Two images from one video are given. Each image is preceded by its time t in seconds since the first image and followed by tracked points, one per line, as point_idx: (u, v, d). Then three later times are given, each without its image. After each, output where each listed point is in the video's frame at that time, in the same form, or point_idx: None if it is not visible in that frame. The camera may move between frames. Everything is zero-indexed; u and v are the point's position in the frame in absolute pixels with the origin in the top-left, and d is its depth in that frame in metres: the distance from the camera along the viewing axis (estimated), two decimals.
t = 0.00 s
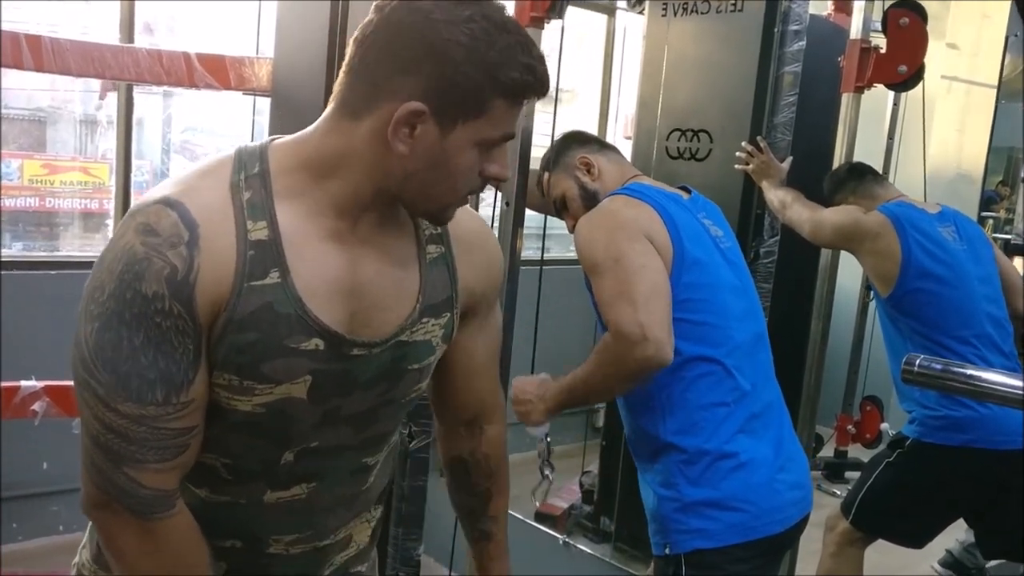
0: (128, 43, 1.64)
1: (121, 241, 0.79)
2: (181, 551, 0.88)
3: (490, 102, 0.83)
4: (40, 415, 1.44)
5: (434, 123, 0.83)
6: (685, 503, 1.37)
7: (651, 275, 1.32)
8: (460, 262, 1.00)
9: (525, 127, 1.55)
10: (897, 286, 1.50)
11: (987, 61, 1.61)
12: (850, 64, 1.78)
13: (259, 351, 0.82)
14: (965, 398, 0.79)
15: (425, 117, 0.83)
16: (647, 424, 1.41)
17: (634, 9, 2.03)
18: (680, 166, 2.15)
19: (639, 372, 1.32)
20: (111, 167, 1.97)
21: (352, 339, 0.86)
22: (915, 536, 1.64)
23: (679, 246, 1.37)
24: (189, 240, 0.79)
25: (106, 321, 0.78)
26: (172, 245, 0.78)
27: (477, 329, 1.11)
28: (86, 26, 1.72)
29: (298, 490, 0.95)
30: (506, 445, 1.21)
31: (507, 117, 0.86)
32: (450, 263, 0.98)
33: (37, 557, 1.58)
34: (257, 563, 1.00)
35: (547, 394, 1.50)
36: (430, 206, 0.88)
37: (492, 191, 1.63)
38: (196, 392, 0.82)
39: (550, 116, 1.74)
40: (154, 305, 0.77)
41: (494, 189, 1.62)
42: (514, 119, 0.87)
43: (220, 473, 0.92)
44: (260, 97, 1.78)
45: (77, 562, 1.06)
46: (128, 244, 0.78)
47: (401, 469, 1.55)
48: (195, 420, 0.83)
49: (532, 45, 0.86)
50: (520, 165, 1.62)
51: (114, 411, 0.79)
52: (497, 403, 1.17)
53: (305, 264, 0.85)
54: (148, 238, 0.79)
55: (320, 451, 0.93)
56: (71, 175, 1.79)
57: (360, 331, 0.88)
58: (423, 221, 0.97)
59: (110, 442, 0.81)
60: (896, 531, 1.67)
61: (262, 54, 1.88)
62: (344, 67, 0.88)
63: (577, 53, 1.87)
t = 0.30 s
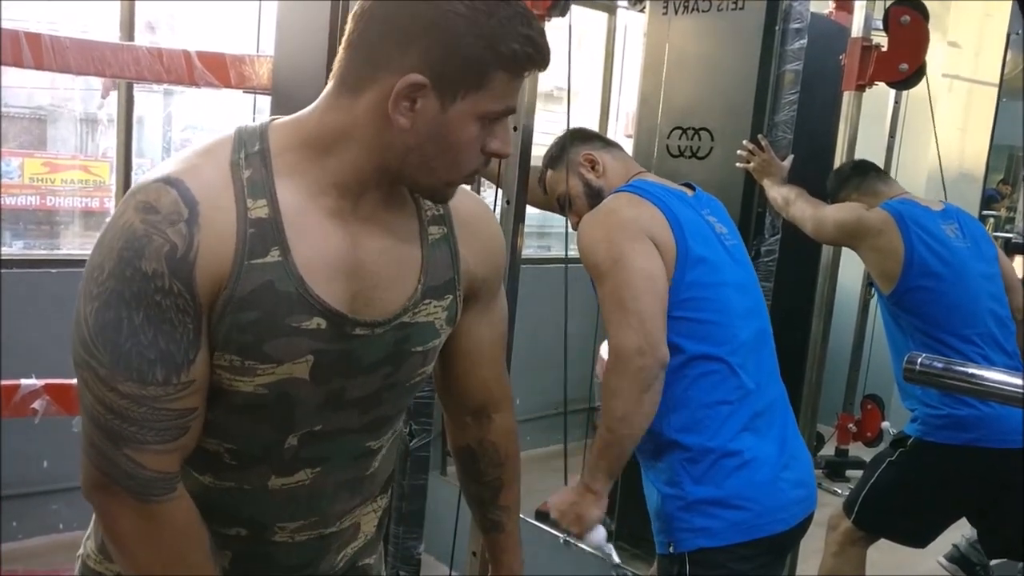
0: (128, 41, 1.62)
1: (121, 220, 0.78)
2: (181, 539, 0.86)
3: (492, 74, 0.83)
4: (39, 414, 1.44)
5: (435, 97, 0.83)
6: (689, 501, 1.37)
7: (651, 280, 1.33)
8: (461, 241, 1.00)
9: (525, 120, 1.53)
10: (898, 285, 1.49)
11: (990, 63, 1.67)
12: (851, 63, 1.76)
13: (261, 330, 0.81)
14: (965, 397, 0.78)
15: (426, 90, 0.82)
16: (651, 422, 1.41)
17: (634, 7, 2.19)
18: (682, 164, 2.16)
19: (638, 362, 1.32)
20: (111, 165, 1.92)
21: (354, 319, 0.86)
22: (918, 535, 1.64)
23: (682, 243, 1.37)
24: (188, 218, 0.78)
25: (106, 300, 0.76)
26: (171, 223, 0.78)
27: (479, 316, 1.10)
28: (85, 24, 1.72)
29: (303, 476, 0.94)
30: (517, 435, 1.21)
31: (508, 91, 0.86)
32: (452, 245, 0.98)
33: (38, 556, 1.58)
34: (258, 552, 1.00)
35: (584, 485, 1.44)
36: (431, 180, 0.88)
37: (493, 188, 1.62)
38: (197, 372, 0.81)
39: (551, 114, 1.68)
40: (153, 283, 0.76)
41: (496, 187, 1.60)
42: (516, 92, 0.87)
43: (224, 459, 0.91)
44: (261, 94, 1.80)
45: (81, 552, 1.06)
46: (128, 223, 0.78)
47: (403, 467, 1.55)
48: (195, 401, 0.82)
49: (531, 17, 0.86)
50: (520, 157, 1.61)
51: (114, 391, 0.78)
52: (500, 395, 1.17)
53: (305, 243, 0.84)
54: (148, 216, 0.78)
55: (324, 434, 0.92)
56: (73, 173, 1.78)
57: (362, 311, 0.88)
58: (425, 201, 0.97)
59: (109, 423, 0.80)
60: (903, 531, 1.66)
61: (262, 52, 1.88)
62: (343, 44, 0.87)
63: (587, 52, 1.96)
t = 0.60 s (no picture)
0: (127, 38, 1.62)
1: (122, 222, 0.78)
2: (185, 539, 0.84)
3: (496, 74, 0.83)
4: (38, 411, 1.44)
5: (438, 97, 0.82)
6: (691, 499, 1.37)
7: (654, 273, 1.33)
8: (462, 243, 0.99)
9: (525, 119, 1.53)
10: (899, 283, 1.46)
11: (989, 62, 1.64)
12: (852, 61, 1.76)
13: (262, 332, 0.81)
14: (966, 395, 0.78)
15: (429, 91, 0.82)
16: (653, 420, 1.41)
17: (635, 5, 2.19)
18: (682, 162, 2.15)
19: (640, 360, 1.33)
20: (111, 163, 2.00)
21: (355, 320, 0.85)
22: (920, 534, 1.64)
23: (685, 241, 1.36)
24: (190, 219, 0.78)
25: (108, 301, 0.76)
26: (173, 223, 0.78)
27: (481, 315, 1.10)
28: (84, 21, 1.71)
29: (304, 477, 0.94)
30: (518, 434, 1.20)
31: (512, 92, 0.86)
32: (454, 245, 0.98)
33: (38, 554, 1.58)
34: (260, 552, 0.99)
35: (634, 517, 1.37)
36: (434, 180, 0.87)
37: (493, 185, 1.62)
38: (200, 373, 0.80)
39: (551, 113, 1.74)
40: (156, 284, 0.76)
41: (495, 182, 1.60)
42: (519, 94, 0.87)
43: (225, 459, 0.91)
44: (260, 92, 1.79)
45: (81, 551, 1.06)
46: (130, 224, 0.78)
47: (402, 465, 1.55)
48: (198, 402, 0.82)
49: (535, 17, 0.86)
50: (521, 157, 1.60)
51: (117, 392, 0.77)
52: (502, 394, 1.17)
53: (307, 244, 0.83)
54: (149, 217, 0.78)
55: (325, 435, 0.92)
56: (71, 170, 1.87)
57: (364, 312, 0.87)
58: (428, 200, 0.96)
59: (112, 425, 0.79)
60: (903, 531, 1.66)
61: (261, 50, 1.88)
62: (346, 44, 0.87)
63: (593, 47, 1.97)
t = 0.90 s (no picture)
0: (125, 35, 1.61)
1: (121, 224, 0.78)
2: (178, 543, 0.85)
3: (495, 77, 0.83)
4: (36, 409, 1.44)
5: (438, 99, 0.82)
6: (691, 498, 1.37)
7: (651, 273, 1.33)
8: (461, 245, 0.99)
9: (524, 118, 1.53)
10: (898, 281, 1.46)
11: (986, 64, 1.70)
12: (851, 60, 1.75)
13: (261, 336, 0.81)
14: (964, 395, 0.78)
15: (428, 94, 0.82)
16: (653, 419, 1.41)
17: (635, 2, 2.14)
18: (681, 161, 2.15)
19: (639, 359, 1.33)
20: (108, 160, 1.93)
21: (355, 323, 0.85)
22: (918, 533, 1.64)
23: (684, 239, 1.36)
24: (189, 222, 0.78)
25: (106, 304, 0.76)
26: (172, 227, 0.77)
27: (481, 315, 1.09)
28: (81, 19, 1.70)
29: (303, 479, 0.94)
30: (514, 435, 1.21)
31: (512, 93, 0.85)
32: (452, 247, 0.97)
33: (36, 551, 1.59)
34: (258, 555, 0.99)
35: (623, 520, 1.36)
36: (434, 182, 0.87)
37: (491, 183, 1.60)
38: (196, 377, 0.80)
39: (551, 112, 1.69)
40: (154, 288, 0.76)
41: (495, 181, 1.58)
42: (519, 95, 0.86)
43: (224, 462, 0.91)
44: (258, 89, 1.78)
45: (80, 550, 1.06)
46: (128, 226, 0.77)
47: (400, 463, 1.55)
48: (195, 406, 0.81)
49: (535, 18, 0.85)
50: (520, 156, 1.60)
51: (114, 397, 0.77)
52: (501, 393, 1.17)
53: (306, 247, 0.83)
54: (148, 220, 0.77)
55: (324, 438, 0.91)
56: (69, 168, 1.81)
57: (364, 315, 0.87)
58: (427, 202, 0.96)
59: (108, 429, 0.79)
60: (901, 529, 1.67)
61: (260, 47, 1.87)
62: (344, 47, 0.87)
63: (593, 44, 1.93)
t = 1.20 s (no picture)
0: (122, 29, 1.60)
1: (120, 237, 0.76)
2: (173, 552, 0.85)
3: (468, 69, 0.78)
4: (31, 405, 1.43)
5: (411, 89, 0.79)
6: (689, 494, 1.36)
7: (651, 273, 1.32)
8: (459, 258, 0.98)
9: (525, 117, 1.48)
10: (896, 278, 1.49)
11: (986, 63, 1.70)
12: (850, 57, 1.74)
13: (260, 351, 0.80)
14: (960, 392, 0.78)
15: (402, 82, 0.79)
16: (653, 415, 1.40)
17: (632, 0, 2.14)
18: (680, 158, 2.10)
19: (640, 357, 1.33)
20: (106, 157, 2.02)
21: (353, 338, 0.84)
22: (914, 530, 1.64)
23: (683, 235, 1.35)
24: (189, 238, 0.77)
25: (104, 317, 0.75)
26: (172, 242, 0.76)
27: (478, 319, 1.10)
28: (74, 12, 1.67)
29: (299, 490, 0.94)
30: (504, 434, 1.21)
31: (490, 87, 0.80)
32: (451, 260, 0.96)
33: (31, 547, 1.58)
34: (253, 561, 1.00)
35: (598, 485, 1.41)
36: (413, 182, 0.83)
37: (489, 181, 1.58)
38: (195, 389, 0.80)
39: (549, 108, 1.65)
40: (153, 302, 0.75)
41: (493, 180, 1.57)
42: (500, 90, 0.81)
43: (223, 471, 0.91)
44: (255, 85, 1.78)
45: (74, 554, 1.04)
46: (128, 240, 0.76)
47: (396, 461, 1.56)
48: (192, 417, 0.82)
49: (521, 17, 0.82)
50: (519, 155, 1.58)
51: (111, 407, 0.77)
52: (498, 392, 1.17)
53: (308, 263, 0.83)
54: (148, 235, 0.76)
55: (321, 451, 0.92)
56: (68, 165, 1.96)
57: (360, 331, 0.86)
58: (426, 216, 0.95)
59: (106, 438, 0.79)
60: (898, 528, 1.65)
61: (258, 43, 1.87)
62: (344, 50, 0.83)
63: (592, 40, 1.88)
